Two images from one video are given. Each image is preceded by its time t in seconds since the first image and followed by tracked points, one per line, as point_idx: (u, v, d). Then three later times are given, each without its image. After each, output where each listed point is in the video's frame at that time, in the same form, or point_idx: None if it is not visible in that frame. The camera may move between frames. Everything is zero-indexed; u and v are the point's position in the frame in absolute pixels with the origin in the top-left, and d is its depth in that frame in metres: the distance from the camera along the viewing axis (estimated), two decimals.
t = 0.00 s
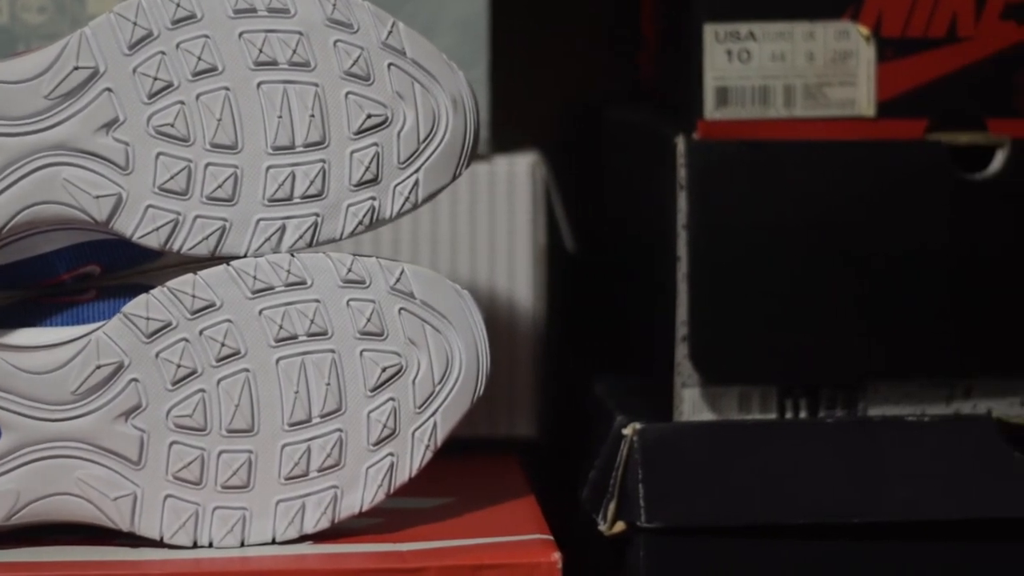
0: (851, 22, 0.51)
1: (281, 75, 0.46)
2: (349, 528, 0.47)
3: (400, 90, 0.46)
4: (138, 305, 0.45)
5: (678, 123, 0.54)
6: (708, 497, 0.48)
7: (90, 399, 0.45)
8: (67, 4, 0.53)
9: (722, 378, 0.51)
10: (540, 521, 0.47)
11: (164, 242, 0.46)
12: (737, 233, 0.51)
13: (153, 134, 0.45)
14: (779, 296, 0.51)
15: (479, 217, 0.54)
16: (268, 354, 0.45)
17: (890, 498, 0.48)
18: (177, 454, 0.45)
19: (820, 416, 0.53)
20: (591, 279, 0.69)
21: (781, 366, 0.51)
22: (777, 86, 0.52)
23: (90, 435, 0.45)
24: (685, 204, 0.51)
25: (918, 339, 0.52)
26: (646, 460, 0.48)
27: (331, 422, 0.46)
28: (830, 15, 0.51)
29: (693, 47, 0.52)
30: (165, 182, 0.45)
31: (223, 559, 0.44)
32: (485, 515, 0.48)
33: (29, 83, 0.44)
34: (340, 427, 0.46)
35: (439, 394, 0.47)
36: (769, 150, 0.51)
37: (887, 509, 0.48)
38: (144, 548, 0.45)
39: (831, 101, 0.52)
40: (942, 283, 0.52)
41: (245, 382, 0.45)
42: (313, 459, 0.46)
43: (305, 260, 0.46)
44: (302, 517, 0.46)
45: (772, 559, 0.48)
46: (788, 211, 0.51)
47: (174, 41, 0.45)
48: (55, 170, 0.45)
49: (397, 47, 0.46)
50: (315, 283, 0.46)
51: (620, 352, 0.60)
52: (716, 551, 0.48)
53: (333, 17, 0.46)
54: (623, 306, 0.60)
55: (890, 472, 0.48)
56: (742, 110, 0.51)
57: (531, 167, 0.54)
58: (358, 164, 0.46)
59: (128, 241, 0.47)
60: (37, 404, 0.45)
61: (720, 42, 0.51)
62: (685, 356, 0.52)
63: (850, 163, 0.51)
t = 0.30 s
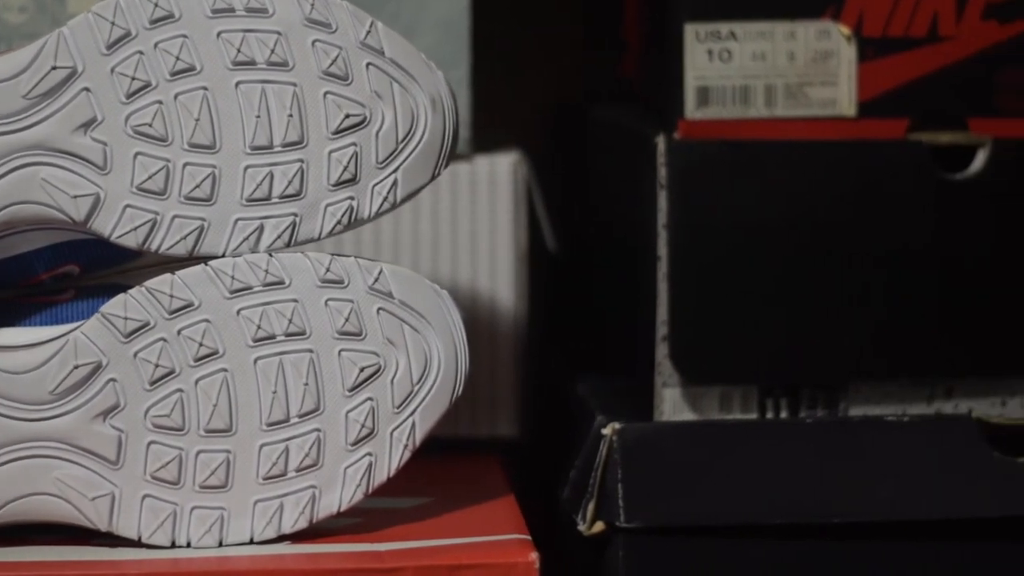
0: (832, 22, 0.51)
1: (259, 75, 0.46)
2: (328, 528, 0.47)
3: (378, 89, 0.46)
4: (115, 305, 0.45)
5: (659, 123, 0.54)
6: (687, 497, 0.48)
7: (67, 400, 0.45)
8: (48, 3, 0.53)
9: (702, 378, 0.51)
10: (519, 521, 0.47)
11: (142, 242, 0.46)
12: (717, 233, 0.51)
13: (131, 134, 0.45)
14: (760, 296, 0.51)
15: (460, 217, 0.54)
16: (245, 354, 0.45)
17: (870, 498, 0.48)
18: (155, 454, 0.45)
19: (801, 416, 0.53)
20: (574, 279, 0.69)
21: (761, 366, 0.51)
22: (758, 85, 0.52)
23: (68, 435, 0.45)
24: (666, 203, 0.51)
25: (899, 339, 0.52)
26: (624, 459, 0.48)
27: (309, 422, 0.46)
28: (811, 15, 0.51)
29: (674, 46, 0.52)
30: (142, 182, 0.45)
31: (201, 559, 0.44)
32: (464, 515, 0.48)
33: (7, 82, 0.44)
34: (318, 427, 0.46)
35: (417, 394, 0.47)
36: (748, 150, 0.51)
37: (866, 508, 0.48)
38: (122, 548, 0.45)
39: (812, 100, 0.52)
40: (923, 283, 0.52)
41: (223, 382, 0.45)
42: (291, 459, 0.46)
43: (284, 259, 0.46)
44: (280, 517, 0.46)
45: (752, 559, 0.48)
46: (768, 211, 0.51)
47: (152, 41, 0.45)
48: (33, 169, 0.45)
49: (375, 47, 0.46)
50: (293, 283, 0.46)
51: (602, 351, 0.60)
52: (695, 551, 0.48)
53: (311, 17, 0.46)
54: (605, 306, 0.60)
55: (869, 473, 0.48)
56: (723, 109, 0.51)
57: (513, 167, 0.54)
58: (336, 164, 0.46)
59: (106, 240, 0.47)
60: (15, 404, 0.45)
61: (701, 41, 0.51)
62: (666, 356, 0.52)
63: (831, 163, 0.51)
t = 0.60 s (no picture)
0: (812, 22, 0.51)
1: (237, 74, 0.46)
2: (307, 528, 0.47)
3: (356, 89, 0.46)
4: (93, 304, 0.44)
5: (640, 122, 0.54)
6: (666, 498, 0.48)
7: (45, 400, 0.45)
8: (29, 4, 0.53)
9: (682, 378, 0.51)
10: (497, 521, 0.47)
11: (120, 241, 0.46)
12: (697, 233, 0.51)
13: (110, 134, 0.45)
14: (741, 296, 0.51)
15: (441, 217, 0.54)
16: (224, 354, 0.45)
17: (849, 498, 0.48)
18: (133, 454, 0.45)
19: (782, 416, 0.52)
20: (557, 278, 0.68)
21: (742, 366, 0.51)
22: (739, 85, 0.52)
23: (46, 435, 0.45)
24: (646, 203, 0.51)
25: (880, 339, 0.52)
26: (604, 459, 0.48)
27: (287, 422, 0.46)
28: (792, 15, 0.51)
29: (655, 46, 0.52)
30: (120, 182, 0.45)
31: (179, 559, 0.44)
32: (442, 515, 0.48)
33: None
34: (296, 427, 0.46)
35: (396, 394, 0.47)
36: (728, 150, 0.51)
37: (846, 508, 0.48)
38: (100, 548, 0.45)
39: (793, 100, 0.52)
40: (903, 283, 0.51)
41: (201, 382, 0.45)
42: (269, 459, 0.46)
43: (262, 259, 0.46)
44: (258, 517, 0.46)
45: (732, 560, 0.48)
46: (749, 211, 0.51)
47: (130, 41, 0.45)
48: (11, 169, 0.45)
49: (354, 47, 0.46)
50: (272, 283, 0.45)
51: (585, 351, 0.60)
52: (675, 552, 0.48)
53: (289, 17, 0.46)
54: (587, 306, 0.60)
55: (849, 473, 0.48)
56: (704, 109, 0.51)
57: (495, 167, 0.54)
58: (315, 164, 0.46)
59: (84, 240, 0.47)
60: None
61: (682, 41, 0.51)
62: (646, 356, 0.52)
63: (812, 163, 0.51)
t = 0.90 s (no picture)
0: (794, 22, 0.51)
1: (215, 74, 0.46)
2: (285, 527, 0.47)
3: (335, 89, 0.46)
4: (71, 304, 0.44)
5: (622, 121, 0.54)
6: (645, 498, 0.48)
7: (24, 399, 0.44)
8: (10, 3, 0.53)
9: (662, 378, 0.51)
10: (476, 521, 0.47)
11: (99, 241, 0.45)
12: (678, 233, 0.51)
13: (88, 133, 0.44)
14: (721, 296, 0.51)
15: (422, 217, 0.54)
16: (202, 354, 0.45)
17: (829, 498, 0.48)
18: (111, 454, 0.45)
19: (763, 415, 0.52)
20: (542, 278, 0.68)
21: (722, 366, 0.51)
22: (720, 85, 0.51)
23: (24, 435, 0.44)
24: (627, 203, 0.51)
25: (862, 339, 0.51)
26: (583, 459, 0.48)
27: (265, 422, 0.46)
28: (773, 15, 0.51)
29: (636, 46, 0.52)
30: (99, 182, 0.45)
31: (157, 559, 0.44)
32: (421, 514, 0.48)
33: None
34: (274, 427, 0.46)
35: (374, 394, 0.47)
36: (709, 150, 0.51)
37: (824, 509, 0.48)
38: (78, 548, 0.45)
39: (774, 100, 0.52)
40: (885, 283, 0.51)
41: (179, 381, 0.45)
42: (247, 459, 0.46)
43: (240, 259, 0.45)
44: (236, 517, 0.46)
45: (712, 559, 0.48)
46: (730, 211, 0.51)
47: (109, 41, 0.44)
48: None
49: (332, 46, 0.46)
50: (250, 283, 0.45)
51: (568, 351, 0.60)
52: (654, 552, 0.48)
53: (267, 16, 0.46)
54: (570, 306, 0.60)
55: (828, 474, 0.48)
56: (685, 109, 0.51)
57: (477, 167, 0.54)
58: (293, 163, 0.46)
59: (60, 240, 0.47)
60: None
61: (663, 41, 0.51)
62: (627, 356, 0.52)
63: (793, 163, 0.51)
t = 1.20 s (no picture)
0: (775, 22, 0.51)
1: (194, 74, 0.46)
2: (264, 527, 0.47)
3: (314, 89, 0.46)
4: (49, 304, 0.44)
5: (604, 121, 0.54)
6: (625, 498, 0.48)
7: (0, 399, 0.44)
8: None
9: (643, 379, 0.51)
10: (455, 521, 0.47)
11: (77, 241, 0.45)
12: (659, 232, 0.51)
13: (66, 133, 0.44)
14: (703, 296, 0.51)
15: (403, 218, 0.54)
16: (180, 353, 0.45)
17: (809, 498, 0.48)
18: (89, 454, 0.45)
19: (744, 415, 0.52)
20: (526, 278, 0.68)
21: (703, 366, 0.51)
22: (701, 85, 0.51)
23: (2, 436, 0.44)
24: (607, 203, 0.51)
25: (844, 339, 0.51)
26: (562, 459, 0.48)
27: (243, 422, 0.46)
28: (754, 15, 0.51)
29: (617, 45, 0.52)
30: (77, 182, 0.44)
31: (135, 559, 0.44)
32: (402, 514, 0.48)
33: None
34: (252, 427, 0.46)
35: (352, 394, 0.47)
36: (690, 149, 0.51)
37: (803, 509, 0.48)
38: (56, 548, 0.45)
39: (755, 99, 0.52)
40: (866, 283, 0.51)
41: (157, 381, 0.45)
42: (225, 459, 0.46)
43: (219, 259, 0.45)
44: (214, 517, 0.46)
45: (692, 559, 0.48)
46: (711, 211, 0.51)
47: (87, 41, 0.44)
48: None
49: (311, 46, 0.46)
50: (228, 282, 0.45)
51: (551, 351, 0.60)
52: (633, 552, 0.48)
53: (246, 16, 0.46)
54: (552, 305, 0.60)
55: (808, 474, 0.48)
56: (666, 108, 0.51)
57: (458, 167, 0.54)
58: (272, 163, 0.46)
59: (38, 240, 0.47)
60: None
61: (644, 41, 0.51)
62: (607, 356, 0.52)
63: (774, 162, 0.51)
